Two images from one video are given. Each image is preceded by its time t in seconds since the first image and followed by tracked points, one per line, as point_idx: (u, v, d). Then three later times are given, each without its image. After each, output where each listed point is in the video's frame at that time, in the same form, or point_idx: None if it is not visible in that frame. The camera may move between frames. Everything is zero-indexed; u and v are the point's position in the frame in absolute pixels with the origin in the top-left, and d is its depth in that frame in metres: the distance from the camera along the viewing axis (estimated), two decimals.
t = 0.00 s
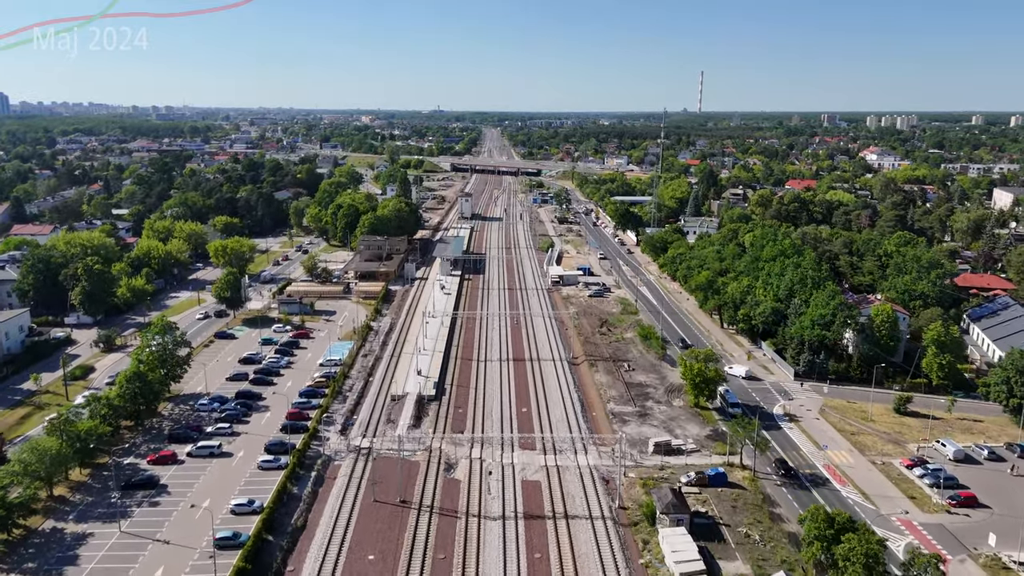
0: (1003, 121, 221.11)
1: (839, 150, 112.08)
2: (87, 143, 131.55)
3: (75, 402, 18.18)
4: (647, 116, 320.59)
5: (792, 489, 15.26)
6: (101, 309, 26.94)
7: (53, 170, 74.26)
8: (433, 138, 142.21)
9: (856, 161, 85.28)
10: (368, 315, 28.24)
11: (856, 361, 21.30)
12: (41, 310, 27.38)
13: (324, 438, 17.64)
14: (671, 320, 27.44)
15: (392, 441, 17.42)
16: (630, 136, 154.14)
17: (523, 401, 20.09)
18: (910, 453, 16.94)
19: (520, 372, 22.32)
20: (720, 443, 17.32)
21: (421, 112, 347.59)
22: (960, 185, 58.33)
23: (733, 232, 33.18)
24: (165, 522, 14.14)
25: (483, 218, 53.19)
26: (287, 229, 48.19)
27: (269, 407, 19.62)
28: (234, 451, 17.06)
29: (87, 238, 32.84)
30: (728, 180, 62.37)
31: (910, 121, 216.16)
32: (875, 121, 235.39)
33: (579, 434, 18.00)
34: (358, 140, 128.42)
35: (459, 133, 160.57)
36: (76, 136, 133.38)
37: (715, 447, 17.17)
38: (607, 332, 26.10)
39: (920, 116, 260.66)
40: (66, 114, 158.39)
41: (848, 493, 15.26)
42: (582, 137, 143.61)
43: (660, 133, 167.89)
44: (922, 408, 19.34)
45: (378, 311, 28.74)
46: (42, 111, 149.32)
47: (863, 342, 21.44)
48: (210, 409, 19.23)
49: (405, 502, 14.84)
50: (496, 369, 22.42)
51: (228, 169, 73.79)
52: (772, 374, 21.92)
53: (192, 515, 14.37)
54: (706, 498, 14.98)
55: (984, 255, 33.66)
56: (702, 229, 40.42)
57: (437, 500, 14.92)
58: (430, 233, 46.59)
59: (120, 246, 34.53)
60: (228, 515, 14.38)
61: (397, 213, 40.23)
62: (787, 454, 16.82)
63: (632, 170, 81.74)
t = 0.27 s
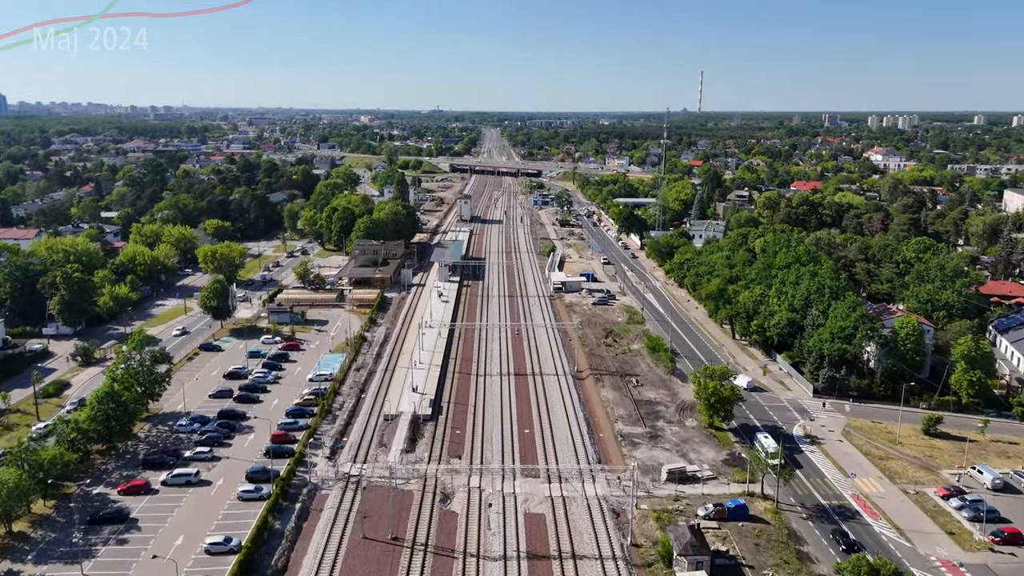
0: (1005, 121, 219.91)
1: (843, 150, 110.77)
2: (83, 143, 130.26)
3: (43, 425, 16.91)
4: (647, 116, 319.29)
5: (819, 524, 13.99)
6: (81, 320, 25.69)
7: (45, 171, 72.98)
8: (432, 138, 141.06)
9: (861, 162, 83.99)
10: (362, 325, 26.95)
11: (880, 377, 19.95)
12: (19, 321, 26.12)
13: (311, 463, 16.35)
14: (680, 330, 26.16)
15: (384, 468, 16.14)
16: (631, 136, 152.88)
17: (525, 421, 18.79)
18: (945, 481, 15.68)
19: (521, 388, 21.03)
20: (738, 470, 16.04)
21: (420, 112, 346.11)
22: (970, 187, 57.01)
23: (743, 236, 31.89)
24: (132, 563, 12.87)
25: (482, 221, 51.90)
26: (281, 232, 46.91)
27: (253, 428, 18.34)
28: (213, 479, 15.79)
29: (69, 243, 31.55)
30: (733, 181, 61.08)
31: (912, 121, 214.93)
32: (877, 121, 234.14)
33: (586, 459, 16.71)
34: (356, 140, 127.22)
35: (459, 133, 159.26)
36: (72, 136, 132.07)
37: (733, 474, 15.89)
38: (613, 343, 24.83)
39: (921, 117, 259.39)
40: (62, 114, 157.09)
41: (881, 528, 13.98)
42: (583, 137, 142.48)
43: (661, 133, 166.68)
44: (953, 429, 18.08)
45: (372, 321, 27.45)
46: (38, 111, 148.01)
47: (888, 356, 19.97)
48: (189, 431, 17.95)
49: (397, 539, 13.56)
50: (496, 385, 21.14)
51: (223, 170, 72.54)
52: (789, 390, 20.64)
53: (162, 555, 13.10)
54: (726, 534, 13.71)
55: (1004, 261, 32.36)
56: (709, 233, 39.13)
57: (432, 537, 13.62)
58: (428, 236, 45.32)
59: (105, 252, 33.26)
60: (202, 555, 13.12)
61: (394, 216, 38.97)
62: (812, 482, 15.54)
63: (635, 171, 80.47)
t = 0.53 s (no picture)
0: (1007, 121, 218.91)
1: (847, 151, 109.48)
2: (78, 144, 128.87)
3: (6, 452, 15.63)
4: (647, 116, 318.51)
5: (852, 566, 12.71)
6: (59, 331, 24.41)
7: (37, 172, 71.72)
8: (430, 139, 140.04)
9: (866, 163, 82.79)
10: (356, 336, 25.68)
11: (906, 396, 18.66)
12: None
13: (296, 493, 15.10)
14: (689, 341, 24.87)
15: (375, 499, 14.86)
16: (632, 136, 151.70)
17: (527, 443, 17.51)
18: (985, 514, 14.40)
19: (523, 406, 19.75)
20: (760, 501, 14.74)
21: (420, 112, 344.60)
22: (980, 189, 55.79)
23: (753, 240, 30.60)
24: None
25: (482, 224, 50.67)
26: (274, 235, 45.60)
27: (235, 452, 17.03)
28: (188, 512, 14.49)
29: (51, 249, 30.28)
30: (737, 183, 59.86)
31: (914, 121, 213.80)
32: (879, 121, 232.92)
33: (594, 487, 15.43)
34: (354, 141, 126.07)
35: (458, 134, 157.94)
36: (67, 136, 130.80)
37: (754, 506, 14.59)
38: (620, 356, 23.57)
39: (923, 117, 258.18)
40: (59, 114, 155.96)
41: (920, 570, 12.70)
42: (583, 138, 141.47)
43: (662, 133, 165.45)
44: (987, 454, 16.84)
45: (366, 331, 26.18)
46: (33, 112, 146.74)
47: (913, 374, 18.70)
48: (165, 456, 16.66)
49: None
50: (496, 402, 19.89)
51: (218, 171, 71.31)
52: (809, 408, 19.36)
53: None
54: None
55: None
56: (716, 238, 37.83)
57: None
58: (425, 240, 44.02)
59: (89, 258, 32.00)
60: None
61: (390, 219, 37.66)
62: (839, 515, 14.30)
63: (636, 172, 79.20)
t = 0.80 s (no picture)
0: (1009, 121, 217.81)
1: (850, 151, 108.22)
2: (73, 145, 127.50)
3: None
4: (647, 116, 317.41)
5: None
6: (36, 344, 23.21)
7: (28, 173, 70.40)
8: (429, 139, 138.86)
9: (872, 163, 81.55)
10: (349, 347, 24.44)
11: (936, 418, 17.43)
12: None
13: (279, 528, 13.84)
14: (700, 353, 23.66)
15: (364, 535, 13.63)
16: (633, 137, 150.52)
17: (530, 468, 16.28)
18: None
19: (525, 425, 18.53)
20: (786, 538, 13.49)
21: (419, 112, 343.26)
22: (991, 191, 54.56)
23: (764, 246, 29.35)
24: None
25: (481, 227, 49.44)
26: (268, 239, 44.31)
27: (214, 479, 15.79)
28: (159, 550, 13.22)
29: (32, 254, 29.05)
30: (743, 184, 58.62)
31: (916, 121, 212.60)
32: (880, 121, 231.73)
33: (603, 520, 14.22)
34: (352, 141, 124.82)
35: (458, 134, 156.64)
36: (63, 137, 129.50)
37: (778, 544, 13.33)
38: (626, 369, 22.34)
39: (925, 117, 257.00)
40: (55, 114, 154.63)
41: None
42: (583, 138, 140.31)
43: (663, 133, 164.26)
44: None
45: (360, 342, 24.94)
46: (29, 112, 145.48)
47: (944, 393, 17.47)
48: (139, 484, 15.42)
49: None
50: (497, 421, 18.64)
51: (213, 172, 70.07)
52: (831, 428, 18.11)
53: None
54: None
55: None
56: (724, 242, 36.50)
57: None
58: (423, 244, 42.78)
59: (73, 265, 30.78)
60: None
61: (387, 223, 36.39)
62: (872, 553, 13.07)
63: (638, 173, 78.01)
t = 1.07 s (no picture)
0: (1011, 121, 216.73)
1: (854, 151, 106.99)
2: (68, 145, 126.07)
3: None
4: (647, 116, 316.27)
5: None
6: (9, 358, 21.92)
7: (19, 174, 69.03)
8: (428, 139, 137.59)
9: (877, 164, 80.31)
10: (340, 360, 23.17)
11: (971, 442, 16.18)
12: None
13: (257, 571, 12.54)
14: (712, 367, 22.39)
15: None
16: (633, 137, 149.26)
17: (534, 499, 15.01)
18: None
19: (527, 447, 17.26)
20: None
21: (418, 112, 342.18)
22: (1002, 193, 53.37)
23: (777, 251, 28.09)
24: None
25: (481, 230, 48.18)
26: (261, 243, 42.98)
27: (189, 512, 14.51)
28: None
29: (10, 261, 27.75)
30: (747, 186, 57.39)
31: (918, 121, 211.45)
32: (882, 121, 230.52)
33: (614, 559, 12.95)
34: (350, 141, 123.54)
35: (457, 135, 155.67)
36: (58, 137, 128.08)
37: None
38: (634, 386, 21.06)
39: (927, 116, 255.70)
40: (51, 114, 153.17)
41: None
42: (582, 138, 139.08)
43: (664, 134, 162.93)
44: None
45: (352, 355, 23.67)
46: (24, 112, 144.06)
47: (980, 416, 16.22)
48: (106, 518, 14.13)
49: None
50: (497, 443, 17.38)
51: (207, 173, 68.72)
52: (857, 453, 16.86)
53: None
54: None
55: None
56: (731, 247, 35.81)
57: None
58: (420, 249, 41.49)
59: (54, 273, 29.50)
60: None
61: (383, 226, 35.09)
62: None
63: (640, 174, 76.74)
